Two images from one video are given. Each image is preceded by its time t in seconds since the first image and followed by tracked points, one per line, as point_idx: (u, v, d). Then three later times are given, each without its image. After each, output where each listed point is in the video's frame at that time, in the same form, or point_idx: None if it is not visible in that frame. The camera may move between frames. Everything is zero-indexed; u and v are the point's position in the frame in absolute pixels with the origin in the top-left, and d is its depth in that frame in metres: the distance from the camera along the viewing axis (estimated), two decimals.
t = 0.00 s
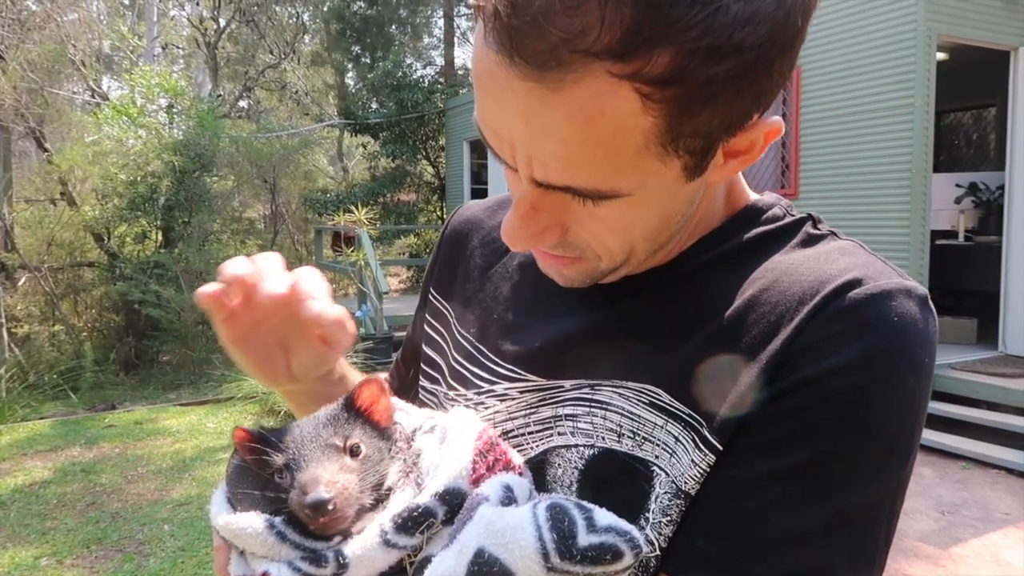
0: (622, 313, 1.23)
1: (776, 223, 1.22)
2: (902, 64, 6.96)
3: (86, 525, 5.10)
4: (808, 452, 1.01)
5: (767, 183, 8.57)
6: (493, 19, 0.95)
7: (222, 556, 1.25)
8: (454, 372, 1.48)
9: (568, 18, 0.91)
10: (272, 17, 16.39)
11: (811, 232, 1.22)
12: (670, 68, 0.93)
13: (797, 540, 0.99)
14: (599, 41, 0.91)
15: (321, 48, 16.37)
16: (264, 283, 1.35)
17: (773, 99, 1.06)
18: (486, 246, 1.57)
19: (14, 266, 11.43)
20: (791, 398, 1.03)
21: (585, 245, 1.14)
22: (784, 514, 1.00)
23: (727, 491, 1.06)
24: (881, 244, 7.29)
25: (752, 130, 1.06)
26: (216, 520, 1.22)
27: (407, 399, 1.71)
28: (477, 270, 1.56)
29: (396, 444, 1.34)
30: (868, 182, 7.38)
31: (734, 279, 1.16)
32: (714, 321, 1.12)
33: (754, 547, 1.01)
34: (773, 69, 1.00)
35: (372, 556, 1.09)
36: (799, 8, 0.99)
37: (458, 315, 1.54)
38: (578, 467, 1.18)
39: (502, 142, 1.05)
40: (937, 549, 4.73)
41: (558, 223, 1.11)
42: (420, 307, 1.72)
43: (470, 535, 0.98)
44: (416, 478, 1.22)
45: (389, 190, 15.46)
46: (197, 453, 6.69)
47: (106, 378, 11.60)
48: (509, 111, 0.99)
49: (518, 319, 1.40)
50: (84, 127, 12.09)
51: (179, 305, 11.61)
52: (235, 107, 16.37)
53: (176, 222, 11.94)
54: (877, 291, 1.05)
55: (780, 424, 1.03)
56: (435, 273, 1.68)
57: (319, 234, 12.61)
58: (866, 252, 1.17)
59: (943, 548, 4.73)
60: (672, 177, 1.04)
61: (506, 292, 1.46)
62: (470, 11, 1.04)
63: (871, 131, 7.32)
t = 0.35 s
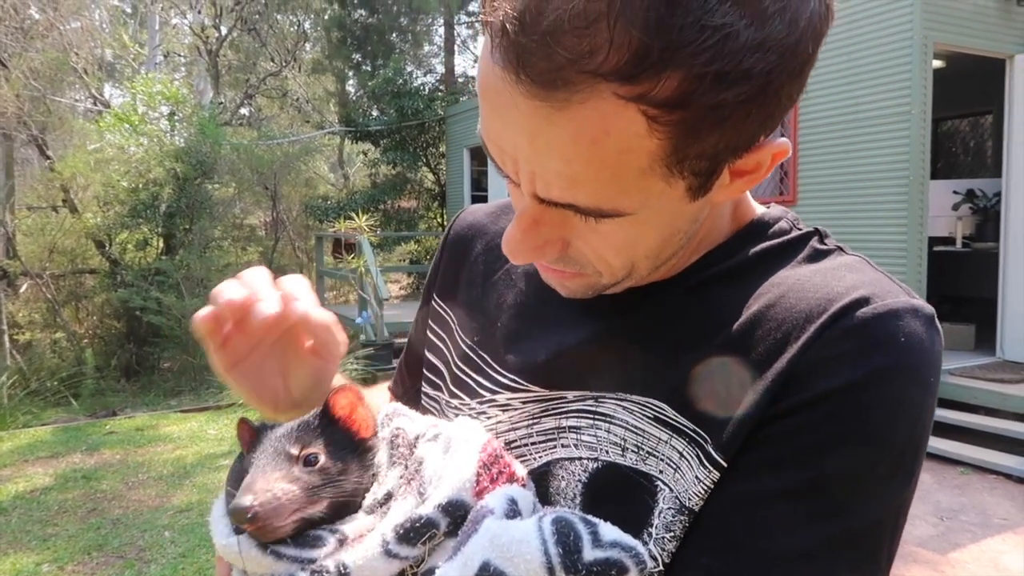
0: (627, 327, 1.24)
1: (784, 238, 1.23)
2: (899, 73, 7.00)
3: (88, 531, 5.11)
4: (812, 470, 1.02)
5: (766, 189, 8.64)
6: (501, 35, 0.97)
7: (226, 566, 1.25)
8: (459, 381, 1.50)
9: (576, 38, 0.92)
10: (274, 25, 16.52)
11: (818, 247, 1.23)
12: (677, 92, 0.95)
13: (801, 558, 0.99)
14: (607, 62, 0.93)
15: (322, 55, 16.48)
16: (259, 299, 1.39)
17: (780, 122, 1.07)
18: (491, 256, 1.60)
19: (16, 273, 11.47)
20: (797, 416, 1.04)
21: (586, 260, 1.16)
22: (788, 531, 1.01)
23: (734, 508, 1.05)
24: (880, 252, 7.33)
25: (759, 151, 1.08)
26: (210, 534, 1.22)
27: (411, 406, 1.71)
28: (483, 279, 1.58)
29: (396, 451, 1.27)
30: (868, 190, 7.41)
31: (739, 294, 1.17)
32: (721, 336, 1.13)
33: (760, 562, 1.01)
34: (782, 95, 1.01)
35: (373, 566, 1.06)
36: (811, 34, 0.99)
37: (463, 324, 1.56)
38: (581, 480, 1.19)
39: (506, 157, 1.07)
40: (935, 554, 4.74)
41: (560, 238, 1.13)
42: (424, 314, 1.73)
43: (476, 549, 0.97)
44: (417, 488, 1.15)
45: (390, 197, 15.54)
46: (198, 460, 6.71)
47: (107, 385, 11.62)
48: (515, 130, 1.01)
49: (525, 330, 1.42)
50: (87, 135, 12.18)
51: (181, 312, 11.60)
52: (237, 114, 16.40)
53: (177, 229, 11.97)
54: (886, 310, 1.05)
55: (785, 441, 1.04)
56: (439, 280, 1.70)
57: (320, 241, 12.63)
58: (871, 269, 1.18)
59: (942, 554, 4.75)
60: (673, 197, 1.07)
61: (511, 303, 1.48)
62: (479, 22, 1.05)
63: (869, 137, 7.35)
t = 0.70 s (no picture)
0: (621, 338, 1.24)
1: (779, 247, 1.23)
2: (897, 78, 7.04)
3: (87, 539, 5.10)
4: (803, 482, 1.00)
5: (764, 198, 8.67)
6: (490, 22, 0.98)
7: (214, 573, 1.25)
8: (456, 391, 1.51)
9: (564, 19, 0.93)
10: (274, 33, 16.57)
11: (812, 258, 1.23)
12: (667, 70, 0.95)
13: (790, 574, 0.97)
14: (594, 43, 0.93)
15: (323, 63, 16.55)
16: None
17: (770, 113, 1.08)
18: (490, 264, 1.62)
19: (17, 281, 11.48)
20: (789, 427, 1.02)
21: (582, 263, 1.13)
22: (777, 545, 0.99)
23: (724, 523, 1.03)
24: (882, 258, 7.30)
25: (750, 142, 1.09)
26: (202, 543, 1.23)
27: (422, 423, 1.72)
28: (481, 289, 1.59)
29: (385, 457, 1.29)
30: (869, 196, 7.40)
31: (731, 305, 1.16)
32: (713, 348, 1.13)
33: None
34: (770, 78, 1.03)
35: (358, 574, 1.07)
36: (796, 16, 1.02)
37: (460, 335, 1.58)
38: (572, 493, 1.19)
39: (495, 153, 1.05)
40: (935, 563, 4.73)
41: (553, 238, 1.10)
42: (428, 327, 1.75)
43: (456, 552, 0.98)
44: (405, 497, 1.16)
45: (390, 205, 15.58)
46: (197, 468, 6.69)
47: (107, 393, 11.60)
48: (504, 120, 1.00)
49: (522, 340, 1.43)
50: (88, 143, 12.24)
51: (182, 320, 11.54)
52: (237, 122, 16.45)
53: (177, 236, 11.98)
54: (879, 322, 1.05)
55: (777, 452, 1.03)
56: (441, 291, 1.72)
57: (320, 249, 12.62)
58: (866, 281, 1.17)
59: (943, 562, 4.73)
60: (669, 188, 1.05)
61: (509, 313, 1.49)
62: (467, 21, 1.07)
63: (869, 143, 7.36)
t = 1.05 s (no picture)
0: (615, 340, 1.24)
1: (771, 247, 1.22)
2: (892, 82, 7.07)
3: (84, 544, 5.08)
4: (793, 481, 0.99)
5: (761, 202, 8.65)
6: (468, 24, 0.99)
7: None
8: (453, 397, 1.51)
9: (540, 14, 0.94)
10: (272, 37, 16.55)
11: (806, 257, 1.21)
12: (644, 59, 0.95)
13: None
14: (570, 35, 0.93)
15: (322, 67, 16.57)
16: None
17: (751, 103, 1.07)
18: (488, 269, 1.61)
19: (14, 285, 11.43)
20: (780, 426, 1.01)
21: (576, 263, 1.11)
22: (769, 546, 0.98)
23: (716, 522, 1.02)
24: (881, 261, 7.30)
25: (734, 133, 1.07)
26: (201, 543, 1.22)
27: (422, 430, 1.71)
28: (477, 295, 1.59)
29: (383, 459, 1.28)
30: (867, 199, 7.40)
31: (723, 306, 1.16)
32: (707, 350, 1.12)
33: None
34: (750, 64, 1.03)
35: (353, 572, 1.05)
36: (770, 3, 1.03)
37: (457, 340, 1.57)
38: (568, 494, 1.19)
39: (482, 156, 1.04)
40: (934, 567, 4.72)
41: (547, 239, 1.08)
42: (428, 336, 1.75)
43: (450, 545, 0.97)
44: (402, 496, 1.15)
45: (388, 209, 15.58)
46: (195, 473, 6.67)
47: (104, 397, 11.56)
48: (487, 121, 1.00)
49: (517, 343, 1.42)
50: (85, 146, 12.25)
51: (179, 323, 11.51)
52: (235, 126, 16.44)
53: (175, 240, 12.00)
54: (869, 319, 1.03)
55: (768, 452, 1.01)
56: (441, 297, 1.72)
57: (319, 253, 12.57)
58: (860, 279, 1.16)
59: (941, 567, 4.72)
60: (658, 181, 1.03)
61: (505, 317, 1.48)
62: (448, 26, 1.07)
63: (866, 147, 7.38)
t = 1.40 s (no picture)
0: (627, 340, 1.24)
1: (782, 247, 1.23)
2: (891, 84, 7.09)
3: (82, 547, 5.08)
4: (809, 481, 1.00)
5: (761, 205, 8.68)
6: (488, 25, 1.00)
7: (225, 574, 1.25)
8: (463, 401, 1.52)
9: (562, 13, 0.95)
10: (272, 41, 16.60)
11: (817, 258, 1.22)
12: (663, 55, 0.96)
13: None
14: (591, 33, 0.95)
15: (321, 71, 16.63)
16: None
17: (767, 98, 1.09)
18: (496, 274, 1.62)
19: (13, 288, 11.42)
20: (795, 426, 1.02)
21: (595, 263, 1.12)
22: (785, 547, 0.99)
23: (733, 522, 1.03)
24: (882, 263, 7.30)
25: (750, 128, 1.08)
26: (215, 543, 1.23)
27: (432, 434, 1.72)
28: (486, 299, 1.61)
29: (395, 461, 1.29)
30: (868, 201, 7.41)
31: (735, 307, 1.16)
32: (718, 350, 1.13)
33: None
34: (765, 58, 1.04)
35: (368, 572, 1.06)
36: None
37: (466, 345, 1.58)
38: (581, 495, 1.18)
39: (503, 156, 1.05)
40: (933, 569, 4.72)
41: (567, 238, 1.09)
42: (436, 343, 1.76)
43: (468, 545, 0.97)
44: (414, 498, 1.16)
45: (387, 212, 15.63)
46: (194, 476, 6.68)
47: (103, 400, 11.55)
48: (508, 121, 1.00)
49: (527, 346, 1.43)
50: (85, 150, 12.24)
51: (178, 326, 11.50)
52: (234, 129, 16.47)
53: (174, 243, 12.03)
54: (883, 317, 1.04)
55: (783, 451, 1.02)
56: (449, 303, 1.72)
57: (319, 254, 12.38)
58: (869, 278, 1.17)
59: (940, 569, 4.72)
60: (677, 179, 1.04)
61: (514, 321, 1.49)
62: (465, 30, 1.08)
63: (865, 149, 7.40)
